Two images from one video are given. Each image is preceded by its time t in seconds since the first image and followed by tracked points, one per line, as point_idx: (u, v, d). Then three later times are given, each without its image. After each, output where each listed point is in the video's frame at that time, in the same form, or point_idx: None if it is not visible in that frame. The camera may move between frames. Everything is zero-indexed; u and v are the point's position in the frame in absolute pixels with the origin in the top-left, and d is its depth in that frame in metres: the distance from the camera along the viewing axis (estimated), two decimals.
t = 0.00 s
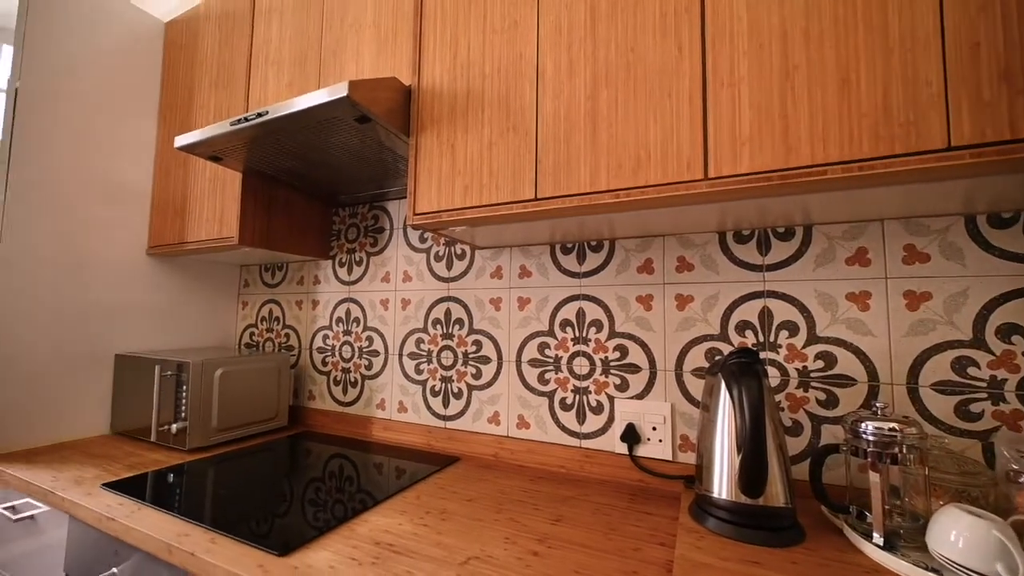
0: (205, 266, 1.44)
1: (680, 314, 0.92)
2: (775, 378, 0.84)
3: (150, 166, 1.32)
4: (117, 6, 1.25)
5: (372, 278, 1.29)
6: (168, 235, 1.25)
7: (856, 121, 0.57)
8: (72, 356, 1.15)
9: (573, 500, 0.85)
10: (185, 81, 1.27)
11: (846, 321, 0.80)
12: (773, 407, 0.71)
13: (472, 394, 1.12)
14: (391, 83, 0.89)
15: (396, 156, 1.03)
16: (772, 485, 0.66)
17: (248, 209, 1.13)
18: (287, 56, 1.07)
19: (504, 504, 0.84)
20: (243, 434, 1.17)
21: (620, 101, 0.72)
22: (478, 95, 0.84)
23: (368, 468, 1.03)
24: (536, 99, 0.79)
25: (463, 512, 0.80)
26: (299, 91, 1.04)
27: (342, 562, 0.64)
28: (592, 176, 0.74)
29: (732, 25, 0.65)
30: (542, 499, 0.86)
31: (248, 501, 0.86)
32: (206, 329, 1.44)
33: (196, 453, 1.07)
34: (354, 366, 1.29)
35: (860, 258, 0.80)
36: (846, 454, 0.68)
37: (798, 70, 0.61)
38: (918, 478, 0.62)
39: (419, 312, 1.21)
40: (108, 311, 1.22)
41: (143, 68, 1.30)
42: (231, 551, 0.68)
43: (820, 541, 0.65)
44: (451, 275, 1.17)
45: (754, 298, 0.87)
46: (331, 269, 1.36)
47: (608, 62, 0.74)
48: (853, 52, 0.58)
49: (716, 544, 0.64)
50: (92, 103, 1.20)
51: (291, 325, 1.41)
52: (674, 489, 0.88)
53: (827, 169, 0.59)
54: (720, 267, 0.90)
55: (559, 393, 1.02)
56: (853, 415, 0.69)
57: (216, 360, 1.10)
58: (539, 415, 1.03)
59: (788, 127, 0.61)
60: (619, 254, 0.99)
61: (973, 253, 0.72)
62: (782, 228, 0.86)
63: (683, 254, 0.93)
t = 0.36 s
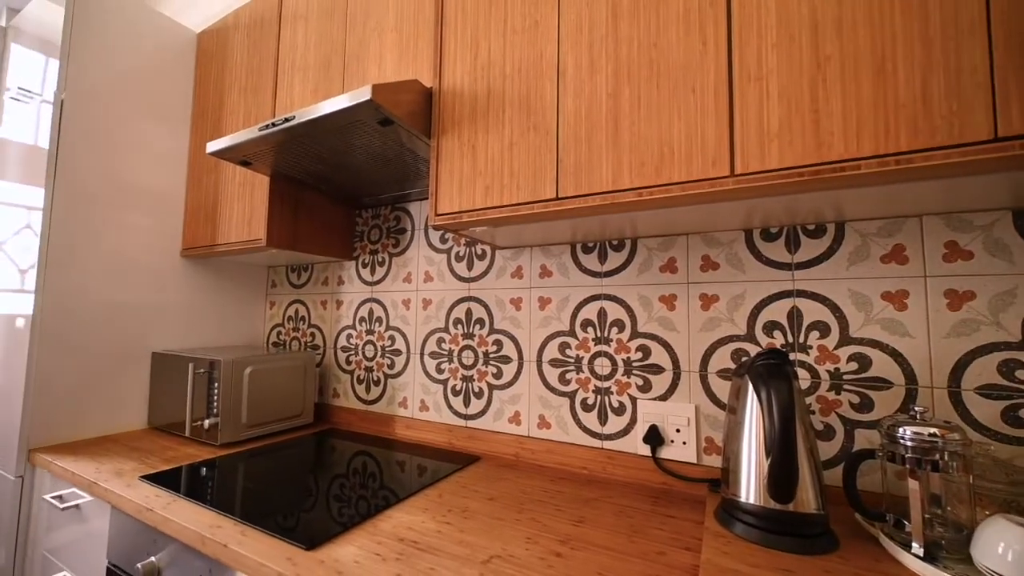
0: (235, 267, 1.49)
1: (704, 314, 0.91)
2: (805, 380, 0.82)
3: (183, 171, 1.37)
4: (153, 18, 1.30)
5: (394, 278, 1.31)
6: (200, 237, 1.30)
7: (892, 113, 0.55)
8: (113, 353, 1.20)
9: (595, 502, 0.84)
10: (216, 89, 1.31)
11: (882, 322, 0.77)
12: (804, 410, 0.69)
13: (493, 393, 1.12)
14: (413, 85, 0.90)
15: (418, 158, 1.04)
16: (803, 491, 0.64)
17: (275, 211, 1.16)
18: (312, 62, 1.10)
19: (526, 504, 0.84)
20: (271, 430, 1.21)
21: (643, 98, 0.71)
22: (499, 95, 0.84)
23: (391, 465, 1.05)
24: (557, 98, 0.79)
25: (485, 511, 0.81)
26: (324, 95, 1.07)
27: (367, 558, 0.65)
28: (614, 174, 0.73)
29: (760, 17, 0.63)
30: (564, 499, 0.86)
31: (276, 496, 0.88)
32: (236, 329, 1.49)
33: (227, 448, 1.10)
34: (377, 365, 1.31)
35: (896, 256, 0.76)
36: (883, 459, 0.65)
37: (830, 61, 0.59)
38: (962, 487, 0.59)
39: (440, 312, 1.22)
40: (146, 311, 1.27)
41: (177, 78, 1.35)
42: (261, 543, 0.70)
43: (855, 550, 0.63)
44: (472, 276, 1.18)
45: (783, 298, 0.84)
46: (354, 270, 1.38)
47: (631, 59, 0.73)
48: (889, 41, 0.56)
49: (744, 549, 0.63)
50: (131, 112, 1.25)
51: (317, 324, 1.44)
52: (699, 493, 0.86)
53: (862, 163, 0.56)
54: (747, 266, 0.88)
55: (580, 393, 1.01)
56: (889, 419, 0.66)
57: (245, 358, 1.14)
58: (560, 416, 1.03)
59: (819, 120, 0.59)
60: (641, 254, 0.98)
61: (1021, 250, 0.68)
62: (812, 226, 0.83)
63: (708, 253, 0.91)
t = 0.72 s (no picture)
0: (264, 268, 1.54)
1: (731, 314, 0.88)
2: (838, 383, 0.79)
3: (215, 176, 1.42)
4: (187, 30, 1.36)
5: (416, 279, 1.32)
6: (231, 239, 1.34)
7: (932, 104, 0.53)
8: (150, 352, 1.25)
9: (618, 504, 0.83)
10: (245, 96, 1.36)
11: (921, 322, 0.73)
12: (837, 413, 0.66)
13: (513, 393, 1.12)
14: (435, 87, 0.91)
15: (439, 159, 1.05)
16: (836, 497, 0.62)
17: (302, 214, 1.19)
18: (336, 67, 1.12)
19: (547, 504, 0.83)
20: (297, 427, 1.24)
21: (667, 94, 0.70)
22: (520, 95, 0.84)
23: (413, 463, 1.06)
24: (578, 96, 0.78)
25: (507, 510, 0.81)
26: (348, 100, 1.09)
27: (391, 554, 0.66)
28: (637, 172, 0.72)
29: (790, 7, 0.61)
30: (586, 501, 0.85)
31: (303, 491, 0.91)
32: (265, 328, 1.53)
33: (256, 444, 1.14)
34: (399, 364, 1.33)
35: (937, 253, 0.73)
36: (923, 466, 0.62)
37: (865, 51, 0.56)
38: (1012, 497, 0.56)
39: (462, 312, 1.23)
40: (181, 311, 1.32)
41: (209, 86, 1.41)
42: (290, 537, 0.72)
43: (893, 561, 0.60)
44: (492, 276, 1.18)
45: (814, 297, 0.82)
46: (377, 270, 1.41)
47: (654, 54, 0.72)
48: (930, 28, 0.53)
49: (774, 556, 0.61)
50: (167, 119, 1.31)
51: (341, 324, 1.47)
52: (725, 497, 0.84)
53: (899, 157, 0.54)
54: (776, 264, 0.85)
55: (602, 394, 1.00)
56: (930, 424, 0.63)
57: (274, 356, 1.17)
58: (582, 416, 1.02)
59: (853, 112, 0.57)
60: (665, 253, 0.96)
61: None
62: (845, 223, 0.80)
63: (734, 252, 0.89)
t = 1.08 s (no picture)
0: (293, 269, 1.58)
1: (762, 314, 0.86)
2: (878, 386, 0.76)
3: (248, 180, 1.47)
4: (222, 40, 1.41)
5: (440, 279, 1.34)
6: (263, 242, 1.39)
7: (983, 91, 0.50)
8: (189, 350, 1.31)
9: (644, 507, 0.82)
10: (276, 102, 1.40)
11: (970, 323, 0.69)
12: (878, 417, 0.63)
13: (537, 393, 1.12)
14: (459, 89, 0.92)
15: (463, 160, 1.06)
16: (879, 505, 0.59)
17: (330, 217, 1.22)
18: (363, 72, 1.14)
19: (572, 505, 0.83)
20: (326, 424, 1.27)
21: (695, 89, 0.69)
22: (544, 95, 0.84)
23: (438, 461, 1.07)
24: (602, 94, 0.78)
25: (532, 510, 0.81)
26: (374, 104, 1.11)
27: (418, 550, 0.67)
28: (664, 169, 0.71)
29: None
30: (612, 503, 0.84)
31: (333, 487, 0.93)
32: (295, 327, 1.58)
33: (287, 439, 1.17)
34: (424, 363, 1.35)
35: (988, 249, 0.68)
36: (975, 476, 0.58)
37: (908, 39, 0.54)
38: None
39: (485, 312, 1.23)
40: (216, 311, 1.37)
41: (242, 94, 1.46)
42: (321, 530, 0.74)
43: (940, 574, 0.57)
44: (516, 276, 1.19)
45: (851, 296, 0.78)
46: (402, 271, 1.43)
47: (681, 49, 0.70)
48: (981, 11, 0.50)
49: (811, 565, 0.59)
50: (204, 127, 1.36)
51: (367, 324, 1.51)
52: (757, 502, 0.81)
53: (947, 148, 0.51)
54: (811, 262, 0.82)
55: (627, 395, 0.99)
56: (982, 431, 0.59)
57: (303, 355, 1.20)
58: (607, 417, 1.01)
59: (895, 103, 0.54)
60: (692, 251, 0.94)
61: None
62: (885, 218, 0.76)
63: (765, 250, 0.86)
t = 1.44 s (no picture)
0: (324, 270, 1.63)
1: (798, 314, 0.83)
2: (927, 390, 0.71)
3: (282, 185, 1.52)
4: (257, 50, 1.47)
5: (466, 279, 1.35)
6: (296, 244, 1.44)
7: None
8: (227, 348, 1.36)
9: (674, 511, 0.80)
10: (307, 109, 1.45)
11: None
12: (927, 424, 0.60)
13: (563, 393, 1.11)
14: (484, 90, 0.92)
15: (489, 160, 1.06)
16: (929, 517, 0.56)
17: (360, 219, 1.25)
18: (390, 76, 1.17)
19: (600, 507, 0.82)
20: (356, 421, 1.30)
21: (727, 82, 0.67)
22: (570, 93, 0.84)
23: (465, 460, 1.08)
24: (630, 90, 0.76)
25: (559, 511, 0.80)
26: (401, 107, 1.13)
27: (447, 547, 0.68)
28: (695, 165, 0.69)
29: None
30: (641, 506, 0.82)
31: (363, 482, 0.95)
32: (325, 327, 1.63)
33: (319, 435, 1.21)
34: (450, 362, 1.36)
35: None
36: None
37: (961, 22, 0.50)
38: None
39: (511, 312, 1.24)
40: (253, 310, 1.43)
41: (276, 101, 1.51)
42: (353, 525, 0.76)
43: None
44: (541, 275, 1.18)
45: (897, 296, 0.74)
46: (429, 271, 1.45)
47: (713, 41, 0.68)
48: None
49: None
50: (240, 134, 1.42)
51: (395, 323, 1.54)
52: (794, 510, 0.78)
53: (1006, 137, 0.48)
54: (852, 260, 0.78)
55: (656, 396, 0.97)
56: None
57: (334, 353, 1.24)
58: (635, 419, 1.00)
59: (946, 90, 0.51)
60: (724, 249, 0.91)
61: None
62: (935, 212, 0.72)
63: (802, 247, 0.83)
